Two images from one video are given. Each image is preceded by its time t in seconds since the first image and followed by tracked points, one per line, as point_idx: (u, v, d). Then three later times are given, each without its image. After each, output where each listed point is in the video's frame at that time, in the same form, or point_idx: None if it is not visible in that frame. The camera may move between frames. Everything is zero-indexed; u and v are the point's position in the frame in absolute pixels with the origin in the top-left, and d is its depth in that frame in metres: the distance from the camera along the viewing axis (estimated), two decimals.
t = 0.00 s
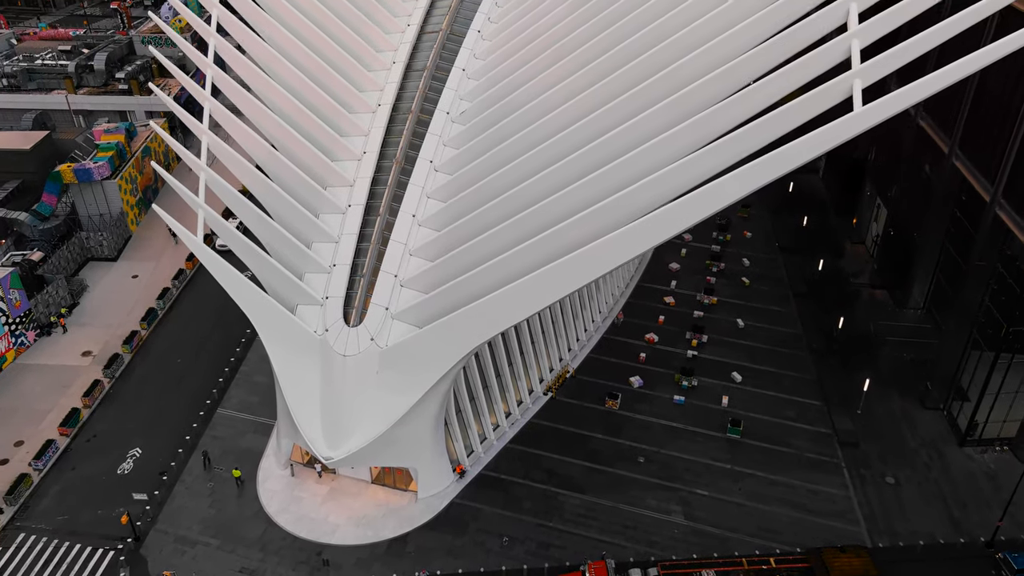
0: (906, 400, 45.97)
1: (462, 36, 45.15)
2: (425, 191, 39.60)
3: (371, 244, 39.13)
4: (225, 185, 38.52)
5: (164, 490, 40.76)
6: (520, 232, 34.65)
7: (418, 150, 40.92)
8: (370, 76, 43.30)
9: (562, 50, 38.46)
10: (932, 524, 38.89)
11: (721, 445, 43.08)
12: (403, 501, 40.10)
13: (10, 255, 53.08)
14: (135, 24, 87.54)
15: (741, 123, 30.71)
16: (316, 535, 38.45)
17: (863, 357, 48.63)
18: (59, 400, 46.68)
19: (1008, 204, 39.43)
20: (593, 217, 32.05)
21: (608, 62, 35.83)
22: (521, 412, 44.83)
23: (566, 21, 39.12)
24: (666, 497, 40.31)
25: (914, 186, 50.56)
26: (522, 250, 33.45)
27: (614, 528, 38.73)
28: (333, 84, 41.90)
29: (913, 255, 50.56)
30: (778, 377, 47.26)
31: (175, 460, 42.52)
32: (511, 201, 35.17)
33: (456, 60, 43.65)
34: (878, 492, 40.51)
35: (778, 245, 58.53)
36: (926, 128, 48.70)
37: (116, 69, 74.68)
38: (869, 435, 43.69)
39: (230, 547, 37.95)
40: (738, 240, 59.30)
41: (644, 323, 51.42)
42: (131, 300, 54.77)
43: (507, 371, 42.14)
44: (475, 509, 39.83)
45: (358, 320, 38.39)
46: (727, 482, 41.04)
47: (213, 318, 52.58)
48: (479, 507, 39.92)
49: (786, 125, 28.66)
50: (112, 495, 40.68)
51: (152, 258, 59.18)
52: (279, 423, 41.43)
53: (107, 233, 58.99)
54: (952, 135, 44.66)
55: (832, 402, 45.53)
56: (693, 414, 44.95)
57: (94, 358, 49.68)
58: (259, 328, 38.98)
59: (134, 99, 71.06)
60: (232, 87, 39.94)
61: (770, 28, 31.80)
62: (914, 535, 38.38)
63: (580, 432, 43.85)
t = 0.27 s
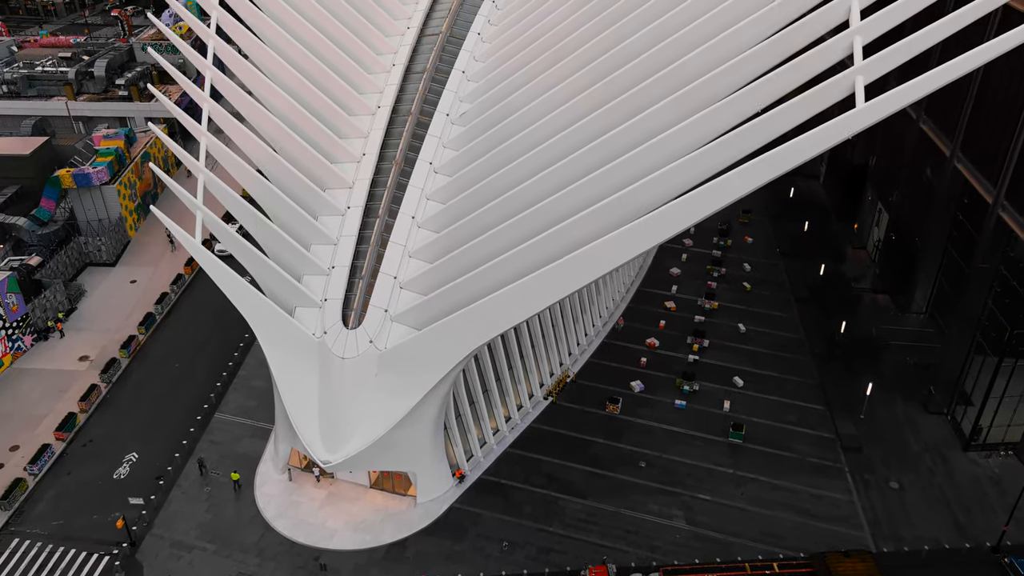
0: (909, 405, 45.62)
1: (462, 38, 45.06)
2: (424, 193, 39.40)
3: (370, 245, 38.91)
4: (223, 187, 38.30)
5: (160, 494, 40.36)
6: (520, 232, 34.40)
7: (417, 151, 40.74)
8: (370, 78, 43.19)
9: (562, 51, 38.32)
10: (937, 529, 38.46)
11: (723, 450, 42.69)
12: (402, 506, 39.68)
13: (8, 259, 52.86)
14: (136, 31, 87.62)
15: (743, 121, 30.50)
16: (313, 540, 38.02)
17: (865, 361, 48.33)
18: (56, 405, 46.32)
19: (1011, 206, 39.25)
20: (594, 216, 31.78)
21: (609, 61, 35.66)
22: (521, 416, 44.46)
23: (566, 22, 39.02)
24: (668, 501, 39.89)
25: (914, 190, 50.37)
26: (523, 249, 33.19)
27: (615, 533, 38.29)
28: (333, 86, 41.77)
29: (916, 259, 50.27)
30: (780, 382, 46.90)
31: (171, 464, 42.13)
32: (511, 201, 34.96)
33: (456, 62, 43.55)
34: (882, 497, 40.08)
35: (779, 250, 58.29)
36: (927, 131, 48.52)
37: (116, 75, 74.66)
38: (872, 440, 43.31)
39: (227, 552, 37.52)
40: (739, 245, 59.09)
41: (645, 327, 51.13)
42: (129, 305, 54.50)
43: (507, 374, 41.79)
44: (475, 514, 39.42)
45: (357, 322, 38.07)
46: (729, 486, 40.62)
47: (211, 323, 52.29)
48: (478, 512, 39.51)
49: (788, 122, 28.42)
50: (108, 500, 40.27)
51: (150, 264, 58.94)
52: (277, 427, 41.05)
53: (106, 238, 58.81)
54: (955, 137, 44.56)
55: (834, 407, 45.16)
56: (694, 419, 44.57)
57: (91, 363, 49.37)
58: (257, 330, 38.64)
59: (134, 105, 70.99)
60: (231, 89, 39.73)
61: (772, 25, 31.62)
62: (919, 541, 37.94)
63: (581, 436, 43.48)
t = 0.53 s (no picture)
0: (912, 410, 45.25)
1: (462, 41, 44.99)
2: (424, 195, 39.20)
3: (370, 247, 38.68)
4: (221, 188, 38.09)
5: (157, 499, 39.93)
6: (520, 232, 34.15)
7: (417, 153, 40.57)
8: (369, 81, 43.08)
9: (562, 52, 38.19)
10: (942, 535, 38.02)
11: (725, 454, 42.30)
12: (401, 511, 39.26)
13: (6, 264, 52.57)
14: (135, 39, 87.73)
15: (745, 119, 30.30)
16: (311, 545, 37.58)
17: (868, 366, 48.03)
18: (52, 410, 45.96)
19: (1015, 208, 38.99)
20: (596, 216, 31.51)
21: (610, 61, 35.52)
22: (521, 421, 44.08)
23: (567, 23, 38.93)
24: (670, 506, 39.45)
25: (916, 194, 50.18)
26: (523, 250, 32.91)
27: (616, 538, 37.84)
28: (332, 88, 41.66)
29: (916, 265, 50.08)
30: (782, 386, 46.55)
31: (168, 469, 41.72)
32: (511, 202, 34.74)
33: (455, 65, 43.47)
34: (886, 502, 39.66)
35: (781, 255, 58.06)
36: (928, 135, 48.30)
37: (116, 82, 74.69)
38: (875, 445, 42.92)
39: (224, 557, 37.06)
40: (740, 251, 58.85)
41: (646, 332, 50.85)
42: (127, 310, 54.22)
43: (507, 378, 41.46)
44: (475, 519, 38.98)
45: (356, 324, 37.80)
46: (731, 491, 40.20)
47: (210, 328, 51.99)
48: (478, 517, 39.08)
49: (790, 119, 28.18)
50: (104, 505, 39.84)
51: (149, 269, 58.71)
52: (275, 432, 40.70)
53: (104, 243, 58.61)
54: (956, 140, 44.35)
55: (837, 412, 44.77)
56: (696, 424, 44.19)
57: (88, 368, 49.05)
58: (255, 333, 38.30)
59: (134, 112, 70.94)
60: (230, 90, 39.53)
61: (773, 23, 31.48)
62: (924, 546, 37.50)
63: (582, 441, 43.11)
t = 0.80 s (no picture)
0: (916, 414, 44.91)
1: (461, 43, 44.94)
2: (423, 196, 39.01)
3: (369, 248, 38.46)
4: (220, 189, 37.84)
5: (153, 503, 39.52)
6: (520, 233, 33.91)
7: (416, 155, 40.42)
8: (369, 83, 42.98)
9: (562, 52, 38.09)
10: (947, 539, 37.60)
11: (727, 459, 41.92)
12: (399, 515, 38.85)
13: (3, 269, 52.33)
14: (135, 47, 87.86)
15: (746, 117, 30.10)
16: (309, 549, 37.16)
17: (870, 370, 47.76)
18: (48, 414, 45.62)
19: (1017, 210, 38.79)
20: (596, 214, 31.24)
21: (610, 60, 35.38)
22: (521, 425, 43.70)
23: (567, 24, 38.86)
24: (671, 510, 39.05)
25: (916, 197, 49.99)
26: (522, 251, 32.64)
27: (617, 542, 37.42)
28: (332, 90, 41.55)
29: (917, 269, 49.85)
30: (784, 391, 46.20)
31: (165, 473, 41.33)
32: (510, 202, 34.52)
33: (455, 67, 43.41)
34: (890, 506, 39.26)
35: (782, 260, 57.84)
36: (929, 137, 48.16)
37: (116, 88, 74.71)
38: (878, 449, 42.55)
39: (220, 561, 36.62)
40: (741, 255, 58.62)
41: (647, 336, 50.56)
42: (125, 315, 53.96)
43: (507, 381, 41.14)
44: (474, 523, 38.57)
45: (354, 326, 37.54)
46: (733, 495, 39.80)
47: (208, 332, 51.70)
48: (478, 521, 38.66)
49: (794, 115, 27.92)
50: (99, 509, 39.42)
51: (148, 274, 58.48)
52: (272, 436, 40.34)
53: (102, 247, 58.09)
54: (957, 142, 44.17)
55: (840, 416, 44.40)
56: (698, 428, 43.82)
57: (85, 372, 48.75)
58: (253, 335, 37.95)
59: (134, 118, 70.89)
60: (229, 91, 39.36)
61: (774, 21, 31.36)
62: (929, 550, 37.08)
63: (582, 445, 42.75)
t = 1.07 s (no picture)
0: (919, 418, 44.58)
1: (461, 46, 44.87)
2: (422, 198, 38.83)
3: (368, 250, 38.22)
4: (218, 190, 37.61)
5: (149, 507, 39.12)
6: (519, 233, 33.66)
7: (416, 156, 40.27)
8: (368, 85, 42.92)
9: (562, 53, 37.97)
10: (951, 543, 37.19)
11: (729, 463, 41.54)
12: (398, 519, 38.45)
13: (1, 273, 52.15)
14: (135, 55, 87.88)
15: (747, 115, 29.90)
16: (306, 554, 36.75)
17: (872, 374, 47.46)
18: (44, 418, 45.29)
19: (1021, 211, 38.61)
20: (597, 213, 30.99)
21: (610, 60, 35.22)
22: (521, 430, 43.34)
23: (567, 25, 38.80)
24: (673, 515, 38.65)
25: (916, 201, 49.79)
26: (522, 251, 32.38)
27: (618, 547, 37.01)
28: (332, 92, 41.47)
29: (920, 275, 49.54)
30: (786, 395, 45.86)
31: (161, 477, 40.96)
32: (510, 202, 34.29)
33: (455, 69, 43.33)
34: (894, 510, 38.87)
35: (783, 265, 57.67)
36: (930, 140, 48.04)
37: (116, 95, 74.73)
38: (882, 453, 42.18)
39: (216, 566, 36.20)
40: (742, 261, 58.42)
41: (648, 341, 50.28)
42: (123, 319, 53.70)
43: (507, 384, 40.83)
44: (474, 528, 38.16)
45: (353, 328, 37.23)
46: (735, 500, 39.40)
47: (206, 337, 51.40)
48: (477, 525, 38.26)
49: (797, 111, 27.68)
50: (95, 513, 39.02)
51: (146, 279, 58.25)
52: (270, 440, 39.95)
53: (101, 252, 58.07)
54: (959, 145, 44.04)
55: (843, 420, 44.05)
56: (699, 432, 43.47)
57: (82, 376, 48.44)
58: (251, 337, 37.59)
59: (134, 124, 70.84)
60: (227, 92, 39.24)
61: (775, 19, 31.23)
62: (934, 555, 36.67)
63: (583, 449, 42.39)
